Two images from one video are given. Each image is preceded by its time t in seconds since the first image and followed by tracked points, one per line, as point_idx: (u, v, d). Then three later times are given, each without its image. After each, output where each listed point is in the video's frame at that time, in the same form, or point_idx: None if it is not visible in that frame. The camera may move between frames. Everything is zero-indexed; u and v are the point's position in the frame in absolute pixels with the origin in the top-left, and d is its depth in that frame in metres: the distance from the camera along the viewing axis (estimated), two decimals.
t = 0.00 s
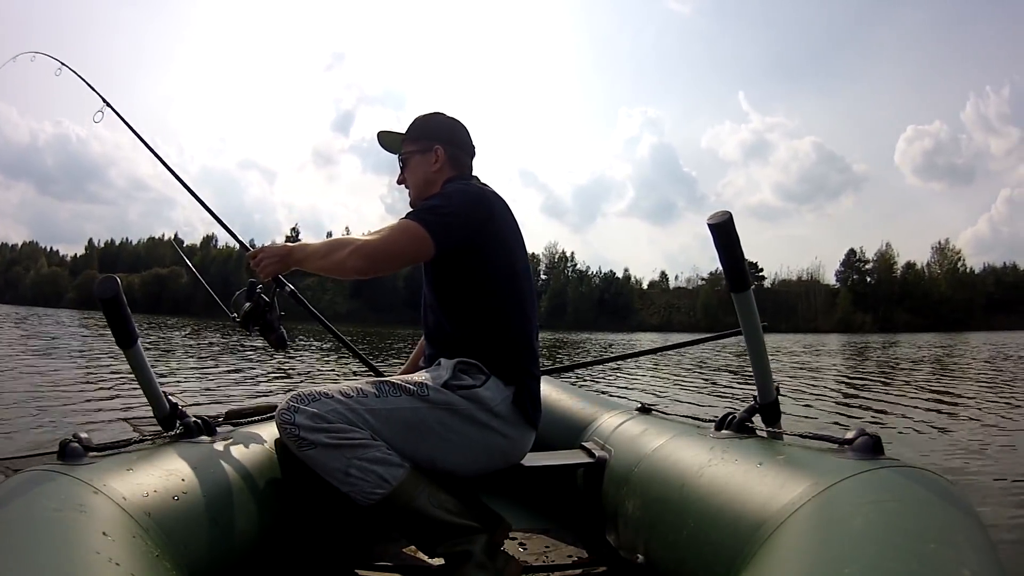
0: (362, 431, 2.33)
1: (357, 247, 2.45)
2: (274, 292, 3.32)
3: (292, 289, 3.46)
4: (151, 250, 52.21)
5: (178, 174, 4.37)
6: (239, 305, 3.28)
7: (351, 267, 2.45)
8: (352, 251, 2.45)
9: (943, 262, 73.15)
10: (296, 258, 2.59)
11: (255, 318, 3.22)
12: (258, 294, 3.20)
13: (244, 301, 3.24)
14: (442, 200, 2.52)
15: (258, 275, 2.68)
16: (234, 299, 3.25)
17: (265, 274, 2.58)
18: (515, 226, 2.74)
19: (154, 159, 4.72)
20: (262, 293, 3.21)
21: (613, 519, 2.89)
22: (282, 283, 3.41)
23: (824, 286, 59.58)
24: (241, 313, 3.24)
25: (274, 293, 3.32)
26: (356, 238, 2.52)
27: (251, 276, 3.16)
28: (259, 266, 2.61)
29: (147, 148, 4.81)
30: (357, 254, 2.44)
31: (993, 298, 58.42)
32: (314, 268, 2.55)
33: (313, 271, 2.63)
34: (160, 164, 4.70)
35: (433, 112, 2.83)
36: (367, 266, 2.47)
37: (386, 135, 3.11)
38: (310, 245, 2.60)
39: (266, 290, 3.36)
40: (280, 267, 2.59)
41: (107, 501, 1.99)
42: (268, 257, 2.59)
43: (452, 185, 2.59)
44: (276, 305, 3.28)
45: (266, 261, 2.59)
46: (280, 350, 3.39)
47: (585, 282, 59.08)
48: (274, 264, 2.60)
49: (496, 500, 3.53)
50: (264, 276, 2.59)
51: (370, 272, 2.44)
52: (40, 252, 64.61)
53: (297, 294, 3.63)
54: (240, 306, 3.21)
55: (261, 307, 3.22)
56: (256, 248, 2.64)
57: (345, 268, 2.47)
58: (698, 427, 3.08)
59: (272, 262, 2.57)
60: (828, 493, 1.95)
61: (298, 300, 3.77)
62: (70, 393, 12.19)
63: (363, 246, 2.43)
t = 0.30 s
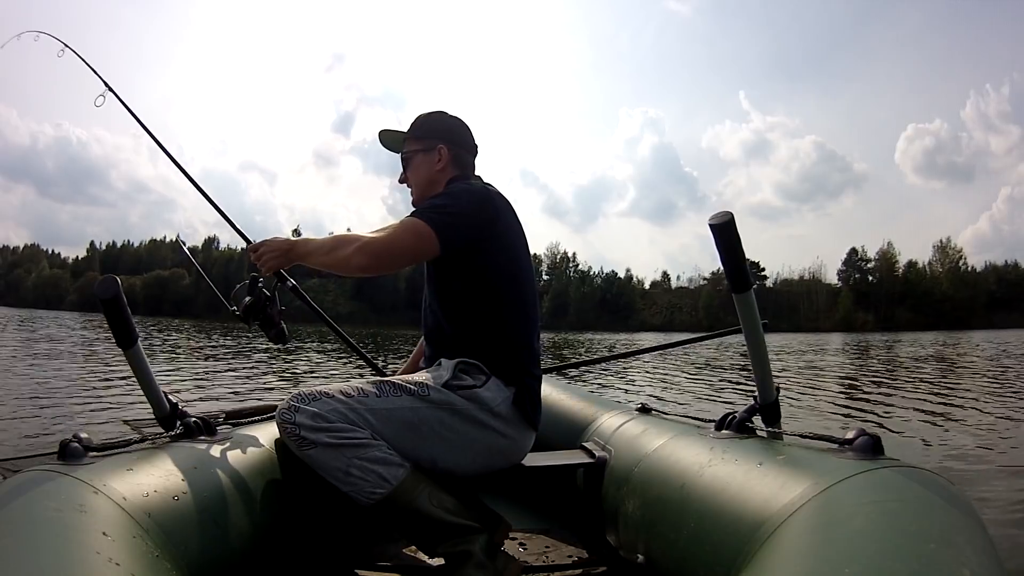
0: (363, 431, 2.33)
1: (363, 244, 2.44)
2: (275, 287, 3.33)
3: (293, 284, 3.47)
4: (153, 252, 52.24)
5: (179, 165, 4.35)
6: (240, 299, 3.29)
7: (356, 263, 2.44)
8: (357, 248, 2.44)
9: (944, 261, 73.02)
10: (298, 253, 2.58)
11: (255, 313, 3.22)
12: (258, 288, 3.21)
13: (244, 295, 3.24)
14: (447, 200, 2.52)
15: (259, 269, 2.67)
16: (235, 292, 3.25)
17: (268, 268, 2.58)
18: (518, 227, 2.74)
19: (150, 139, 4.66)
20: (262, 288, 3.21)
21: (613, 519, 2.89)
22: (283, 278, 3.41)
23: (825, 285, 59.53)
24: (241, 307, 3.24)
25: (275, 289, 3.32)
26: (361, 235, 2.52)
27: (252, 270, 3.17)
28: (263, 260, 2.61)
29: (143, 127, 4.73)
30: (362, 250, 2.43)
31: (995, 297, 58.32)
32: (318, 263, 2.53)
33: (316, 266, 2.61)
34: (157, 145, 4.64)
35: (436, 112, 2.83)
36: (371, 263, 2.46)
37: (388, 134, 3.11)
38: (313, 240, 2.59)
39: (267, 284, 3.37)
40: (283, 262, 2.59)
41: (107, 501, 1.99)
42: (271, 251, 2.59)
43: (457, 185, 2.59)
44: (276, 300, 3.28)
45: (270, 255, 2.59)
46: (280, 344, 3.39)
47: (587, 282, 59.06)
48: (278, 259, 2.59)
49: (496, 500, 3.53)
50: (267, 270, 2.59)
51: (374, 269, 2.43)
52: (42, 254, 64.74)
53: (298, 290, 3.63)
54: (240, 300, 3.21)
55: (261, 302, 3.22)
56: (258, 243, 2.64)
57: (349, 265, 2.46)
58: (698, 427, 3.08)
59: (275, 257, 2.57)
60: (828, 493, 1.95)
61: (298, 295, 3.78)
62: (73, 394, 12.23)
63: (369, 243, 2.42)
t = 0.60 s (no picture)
0: (363, 431, 2.33)
1: (365, 242, 2.44)
2: (274, 284, 3.33)
3: (292, 280, 3.47)
4: (155, 252, 52.27)
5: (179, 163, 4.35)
6: (238, 296, 3.29)
7: (358, 262, 2.44)
8: (359, 246, 2.44)
9: (946, 260, 72.94)
10: (299, 250, 2.59)
11: (254, 309, 3.23)
12: (257, 285, 3.22)
13: (244, 291, 3.25)
14: (449, 199, 2.52)
15: (259, 265, 2.67)
16: (233, 289, 3.26)
17: (268, 264, 2.58)
18: (519, 226, 2.74)
19: (150, 136, 4.66)
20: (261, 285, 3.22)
21: (613, 519, 2.89)
22: (283, 275, 3.42)
23: (827, 285, 59.46)
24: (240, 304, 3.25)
25: (274, 285, 3.33)
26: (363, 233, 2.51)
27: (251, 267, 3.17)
28: (263, 257, 2.60)
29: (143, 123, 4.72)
30: (364, 249, 2.43)
31: (997, 297, 58.22)
32: (319, 261, 2.53)
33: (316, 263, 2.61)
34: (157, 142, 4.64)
35: (437, 110, 2.83)
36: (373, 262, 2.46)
37: (388, 132, 3.11)
38: (314, 237, 2.59)
39: (266, 281, 3.38)
40: (283, 258, 2.59)
41: (106, 501, 1.99)
42: (271, 248, 2.59)
43: (460, 184, 2.59)
44: (276, 297, 3.28)
45: (271, 252, 2.59)
46: (280, 342, 3.40)
47: (588, 282, 59.01)
48: (278, 255, 2.59)
49: (496, 501, 3.53)
50: (267, 266, 2.59)
51: (376, 268, 2.43)
52: (43, 255, 64.83)
53: (298, 287, 3.64)
54: (238, 297, 3.21)
55: (260, 299, 3.23)
56: (258, 237, 2.63)
57: (351, 263, 2.46)
58: (698, 427, 3.08)
59: (275, 253, 2.57)
60: (827, 493, 1.95)
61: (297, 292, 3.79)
62: (74, 394, 12.25)
63: (372, 242, 2.42)
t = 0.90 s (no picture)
0: (362, 431, 2.33)
1: (364, 244, 2.44)
2: (268, 288, 3.33)
3: (286, 284, 3.47)
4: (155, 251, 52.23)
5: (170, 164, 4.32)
6: (231, 301, 3.29)
7: (357, 264, 2.43)
8: (358, 248, 2.44)
9: (947, 262, 72.87)
10: (293, 253, 2.57)
11: (247, 314, 3.23)
12: (251, 289, 3.21)
13: (237, 296, 3.24)
14: (449, 199, 2.52)
15: (251, 269, 2.64)
16: (225, 294, 3.25)
17: (261, 268, 2.56)
18: (519, 225, 2.74)
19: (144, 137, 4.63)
20: (255, 289, 3.21)
21: (613, 519, 2.88)
22: (276, 278, 3.42)
23: (828, 286, 59.44)
24: (233, 309, 3.24)
25: (267, 289, 3.33)
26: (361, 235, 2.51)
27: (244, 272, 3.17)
28: (256, 261, 2.57)
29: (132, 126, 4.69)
30: (363, 251, 2.42)
31: (998, 299, 58.20)
32: (316, 263, 2.52)
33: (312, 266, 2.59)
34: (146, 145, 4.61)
35: (435, 109, 2.83)
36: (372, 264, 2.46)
37: (385, 131, 3.11)
38: (310, 239, 2.57)
39: (259, 285, 3.38)
40: (277, 261, 2.58)
41: (107, 501, 1.99)
42: (265, 251, 2.57)
43: (459, 184, 2.59)
44: (269, 301, 3.29)
45: (265, 256, 2.57)
46: (274, 346, 3.40)
47: (589, 282, 58.92)
48: (272, 259, 2.57)
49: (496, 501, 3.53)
50: (260, 270, 2.56)
51: (377, 269, 2.43)
52: (44, 253, 64.82)
53: (292, 289, 3.63)
54: (232, 301, 3.21)
55: (254, 303, 3.22)
56: (250, 241, 2.61)
57: (350, 265, 2.45)
58: (698, 427, 3.08)
59: (270, 257, 2.55)
60: (828, 494, 1.95)
61: (291, 295, 3.79)
62: (74, 393, 12.24)
63: (371, 243, 2.42)
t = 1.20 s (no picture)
0: (363, 431, 2.33)
1: (367, 243, 2.44)
2: (271, 284, 3.32)
3: (289, 280, 3.46)
4: (158, 251, 52.29)
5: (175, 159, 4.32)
6: (234, 295, 3.29)
7: (361, 262, 2.44)
8: (362, 247, 2.45)
9: (948, 263, 72.82)
10: (296, 248, 2.58)
11: (249, 309, 3.22)
12: (253, 285, 3.20)
13: (239, 291, 3.24)
14: (452, 199, 2.52)
15: (255, 264, 2.65)
16: (228, 288, 3.24)
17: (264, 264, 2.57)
18: (520, 226, 2.74)
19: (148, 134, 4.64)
20: (258, 285, 3.21)
21: (613, 520, 2.88)
22: (279, 274, 3.40)
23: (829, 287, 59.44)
24: (235, 304, 3.24)
25: (270, 285, 3.32)
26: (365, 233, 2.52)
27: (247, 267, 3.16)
28: (260, 256, 2.59)
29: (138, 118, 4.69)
30: (368, 250, 2.43)
31: (999, 299, 58.15)
32: (320, 260, 2.53)
33: (315, 263, 2.60)
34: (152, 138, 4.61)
35: (437, 108, 2.83)
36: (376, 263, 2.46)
37: (387, 130, 3.11)
38: (313, 236, 2.58)
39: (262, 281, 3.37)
40: (279, 256, 2.59)
41: (107, 501, 1.99)
42: (269, 246, 2.58)
43: (462, 185, 2.59)
44: (272, 297, 3.28)
45: (268, 251, 2.58)
46: (276, 342, 3.39)
47: (590, 282, 58.96)
48: (274, 254, 2.58)
49: (497, 501, 3.53)
50: (263, 265, 2.57)
51: (380, 269, 2.43)
52: (47, 253, 64.98)
53: (295, 286, 3.63)
54: (234, 296, 3.21)
55: (256, 299, 3.22)
56: (254, 236, 2.62)
57: (354, 264, 2.46)
58: (698, 427, 3.07)
59: (273, 252, 2.56)
60: (828, 494, 1.95)
61: (294, 292, 3.78)
62: (76, 393, 12.27)
63: (375, 243, 2.42)
